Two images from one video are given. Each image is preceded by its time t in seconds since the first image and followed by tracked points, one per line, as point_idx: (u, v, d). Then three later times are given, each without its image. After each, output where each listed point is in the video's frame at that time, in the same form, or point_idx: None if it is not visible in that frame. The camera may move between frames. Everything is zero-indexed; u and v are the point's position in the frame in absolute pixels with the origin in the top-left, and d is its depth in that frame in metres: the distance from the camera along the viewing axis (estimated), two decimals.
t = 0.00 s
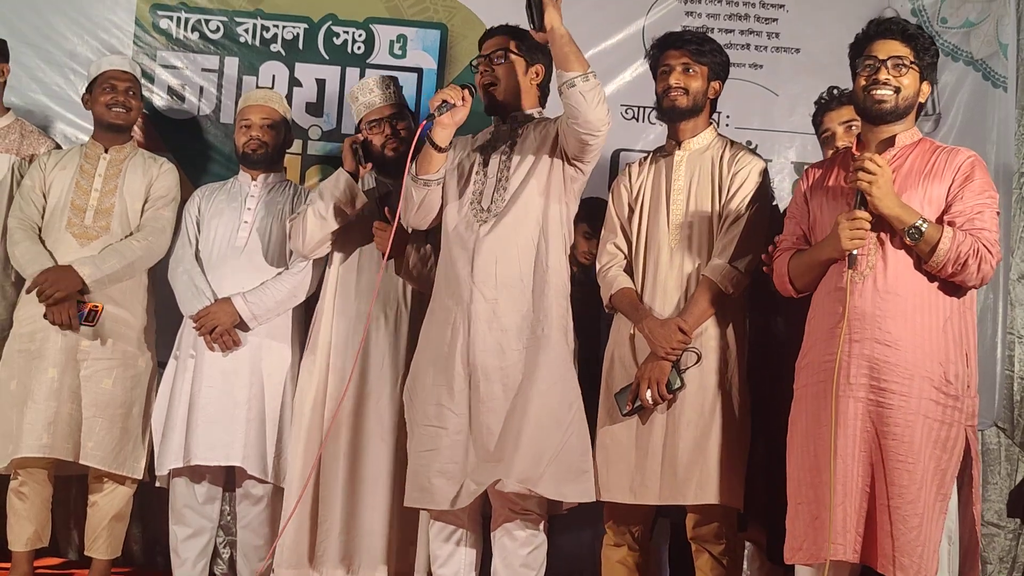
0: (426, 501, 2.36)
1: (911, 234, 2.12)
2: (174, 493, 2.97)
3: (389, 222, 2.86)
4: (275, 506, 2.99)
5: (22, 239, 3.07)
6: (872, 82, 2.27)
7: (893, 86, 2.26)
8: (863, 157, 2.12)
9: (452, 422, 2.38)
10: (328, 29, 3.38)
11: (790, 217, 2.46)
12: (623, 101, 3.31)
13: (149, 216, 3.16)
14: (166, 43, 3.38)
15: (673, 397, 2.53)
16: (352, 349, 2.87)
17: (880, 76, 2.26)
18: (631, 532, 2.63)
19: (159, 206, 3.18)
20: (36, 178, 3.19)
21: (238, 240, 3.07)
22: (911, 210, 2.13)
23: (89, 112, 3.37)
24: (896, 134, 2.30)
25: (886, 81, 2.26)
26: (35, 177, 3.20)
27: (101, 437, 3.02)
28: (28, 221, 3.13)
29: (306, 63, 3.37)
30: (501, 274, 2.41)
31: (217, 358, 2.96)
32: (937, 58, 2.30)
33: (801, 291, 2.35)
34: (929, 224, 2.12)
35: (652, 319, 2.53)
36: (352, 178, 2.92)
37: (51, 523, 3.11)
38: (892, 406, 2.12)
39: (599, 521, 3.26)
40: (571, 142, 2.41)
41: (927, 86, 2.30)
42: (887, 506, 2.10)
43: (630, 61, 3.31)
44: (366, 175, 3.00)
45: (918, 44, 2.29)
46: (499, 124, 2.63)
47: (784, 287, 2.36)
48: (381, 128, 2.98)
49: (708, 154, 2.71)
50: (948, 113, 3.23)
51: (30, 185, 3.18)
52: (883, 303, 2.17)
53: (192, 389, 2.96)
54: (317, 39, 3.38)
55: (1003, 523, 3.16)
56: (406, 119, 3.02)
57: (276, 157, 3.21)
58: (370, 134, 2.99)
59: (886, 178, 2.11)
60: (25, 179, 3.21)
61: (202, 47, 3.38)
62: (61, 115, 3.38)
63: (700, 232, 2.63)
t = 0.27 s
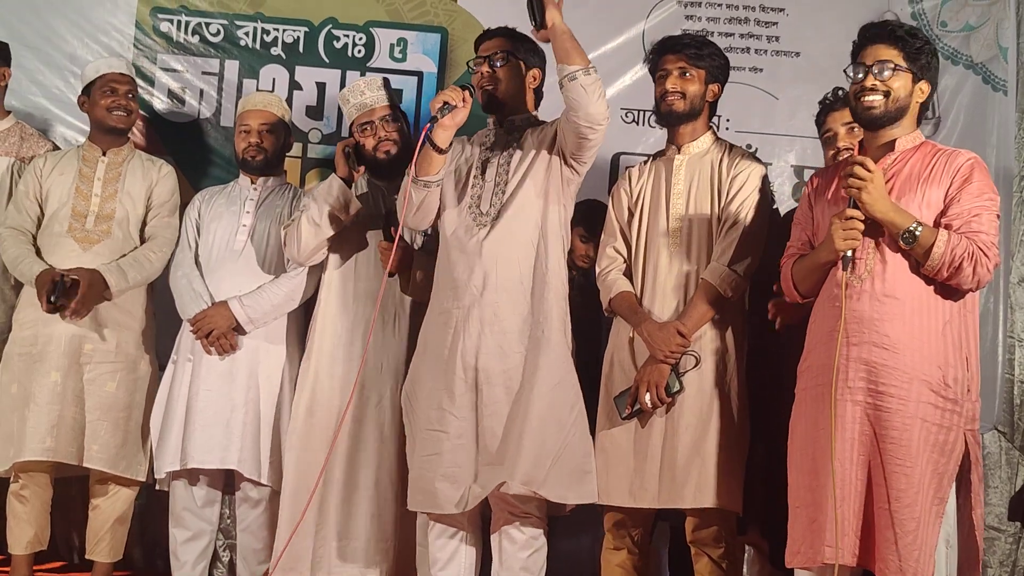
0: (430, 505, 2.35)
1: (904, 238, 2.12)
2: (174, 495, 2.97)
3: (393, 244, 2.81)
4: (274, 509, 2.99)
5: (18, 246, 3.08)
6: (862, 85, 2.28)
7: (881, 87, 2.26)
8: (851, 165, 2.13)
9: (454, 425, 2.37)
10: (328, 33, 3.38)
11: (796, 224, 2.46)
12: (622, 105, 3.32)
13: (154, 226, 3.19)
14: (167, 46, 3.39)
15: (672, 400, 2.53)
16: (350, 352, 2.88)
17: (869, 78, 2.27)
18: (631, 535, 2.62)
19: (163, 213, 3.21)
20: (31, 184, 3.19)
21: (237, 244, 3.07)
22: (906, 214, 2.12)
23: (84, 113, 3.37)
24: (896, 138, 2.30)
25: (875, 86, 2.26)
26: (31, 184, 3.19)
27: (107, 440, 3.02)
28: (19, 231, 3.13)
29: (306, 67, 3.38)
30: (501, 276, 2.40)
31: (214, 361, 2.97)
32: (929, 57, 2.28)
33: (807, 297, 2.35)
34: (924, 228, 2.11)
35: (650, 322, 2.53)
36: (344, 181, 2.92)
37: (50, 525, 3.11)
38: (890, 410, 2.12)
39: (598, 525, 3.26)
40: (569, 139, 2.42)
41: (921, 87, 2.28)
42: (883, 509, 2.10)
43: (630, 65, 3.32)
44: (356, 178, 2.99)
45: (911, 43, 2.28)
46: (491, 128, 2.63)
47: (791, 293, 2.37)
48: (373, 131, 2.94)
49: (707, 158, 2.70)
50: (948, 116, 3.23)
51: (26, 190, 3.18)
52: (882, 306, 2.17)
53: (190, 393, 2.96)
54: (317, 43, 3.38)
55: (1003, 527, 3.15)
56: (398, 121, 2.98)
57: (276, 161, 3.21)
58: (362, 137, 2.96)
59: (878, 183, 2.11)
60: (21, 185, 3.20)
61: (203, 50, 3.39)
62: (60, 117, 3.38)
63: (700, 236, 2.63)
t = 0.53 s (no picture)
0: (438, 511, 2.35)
1: (891, 242, 2.10)
2: (173, 499, 2.98)
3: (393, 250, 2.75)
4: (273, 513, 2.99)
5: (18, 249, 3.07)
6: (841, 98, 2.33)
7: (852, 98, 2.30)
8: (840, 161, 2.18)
9: (458, 431, 2.37)
10: (329, 36, 3.39)
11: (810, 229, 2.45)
12: (622, 109, 3.32)
13: (153, 231, 3.19)
14: (167, 50, 3.39)
15: (670, 405, 2.52)
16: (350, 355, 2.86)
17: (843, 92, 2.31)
18: (631, 539, 2.62)
19: (163, 218, 3.22)
20: (29, 189, 3.19)
21: (235, 246, 3.07)
22: (894, 215, 2.11)
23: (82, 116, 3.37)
24: (894, 142, 2.27)
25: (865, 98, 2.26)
26: (28, 189, 3.19)
27: (106, 445, 3.02)
28: (19, 235, 3.13)
29: (307, 70, 3.38)
30: (500, 280, 2.41)
31: (211, 364, 2.97)
32: (909, 55, 2.25)
33: (818, 299, 2.38)
34: (911, 230, 2.09)
35: (649, 326, 2.53)
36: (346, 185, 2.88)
37: (50, 528, 3.12)
38: (881, 411, 2.12)
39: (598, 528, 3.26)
40: (572, 144, 2.42)
41: (895, 89, 2.25)
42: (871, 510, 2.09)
43: (630, 69, 3.32)
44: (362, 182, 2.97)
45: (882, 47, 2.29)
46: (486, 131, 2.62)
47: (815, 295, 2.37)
48: (378, 134, 2.96)
49: (707, 163, 2.69)
50: (948, 120, 3.23)
51: (23, 194, 3.18)
52: (877, 308, 2.17)
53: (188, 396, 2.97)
54: (318, 47, 3.39)
55: (1003, 530, 3.15)
56: (404, 126, 2.98)
57: (275, 164, 3.22)
58: (368, 140, 2.97)
59: (868, 184, 2.12)
60: (17, 189, 3.20)
61: (203, 54, 3.39)
62: (61, 121, 3.39)
63: (701, 240, 2.63)
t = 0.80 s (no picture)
0: (427, 512, 2.35)
1: (884, 246, 2.11)
2: (172, 501, 2.97)
3: (387, 250, 2.76)
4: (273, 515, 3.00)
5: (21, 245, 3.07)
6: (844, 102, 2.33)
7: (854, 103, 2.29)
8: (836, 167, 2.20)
9: (449, 432, 2.37)
10: (329, 39, 3.39)
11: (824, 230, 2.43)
12: (623, 111, 3.32)
13: (150, 231, 3.20)
14: (168, 53, 3.39)
15: (668, 408, 2.52)
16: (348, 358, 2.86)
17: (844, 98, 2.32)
18: (631, 542, 2.61)
19: (160, 219, 3.22)
20: (27, 190, 3.20)
21: (234, 248, 3.07)
22: (887, 220, 2.12)
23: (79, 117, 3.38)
24: (895, 146, 2.27)
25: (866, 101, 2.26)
26: (26, 190, 3.20)
27: (101, 446, 3.02)
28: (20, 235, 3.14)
29: (307, 73, 3.38)
30: (495, 281, 2.40)
31: (213, 366, 2.96)
32: (906, 58, 2.23)
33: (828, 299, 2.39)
34: (904, 233, 2.10)
35: (646, 329, 2.52)
36: (345, 187, 2.87)
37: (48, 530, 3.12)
38: (872, 415, 2.13)
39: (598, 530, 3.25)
40: (571, 148, 2.43)
41: (894, 92, 2.24)
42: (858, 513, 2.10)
43: (631, 71, 3.32)
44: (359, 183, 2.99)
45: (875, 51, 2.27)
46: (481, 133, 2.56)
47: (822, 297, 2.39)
48: (380, 138, 2.96)
49: (707, 166, 2.68)
50: (948, 123, 3.23)
51: (21, 195, 3.19)
52: (873, 311, 2.18)
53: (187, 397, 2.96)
54: (319, 49, 3.39)
55: (1003, 533, 3.16)
56: (408, 131, 2.99)
57: (274, 165, 3.23)
58: (369, 143, 2.97)
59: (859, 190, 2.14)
60: (15, 190, 3.21)
61: (204, 56, 3.39)
62: (60, 123, 3.40)
63: (702, 241, 2.62)
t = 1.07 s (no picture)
0: (420, 514, 2.34)
1: (880, 251, 2.12)
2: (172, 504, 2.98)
3: (378, 251, 2.83)
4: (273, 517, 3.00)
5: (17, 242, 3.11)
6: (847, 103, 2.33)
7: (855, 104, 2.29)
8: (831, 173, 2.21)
9: (441, 432, 2.36)
10: (330, 41, 3.39)
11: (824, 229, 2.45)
12: (623, 112, 3.32)
13: (146, 229, 3.18)
14: (168, 55, 3.40)
15: (669, 410, 2.52)
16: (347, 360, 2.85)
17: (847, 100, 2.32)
18: (631, 545, 2.61)
19: (155, 216, 3.20)
20: (27, 191, 3.23)
21: (236, 251, 3.08)
22: (884, 223, 2.13)
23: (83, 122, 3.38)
24: (895, 148, 2.27)
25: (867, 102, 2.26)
26: (27, 191, 3.24)
27: (93, 446, 3.02)
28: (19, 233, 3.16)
29: (307, 75, 3.39)
30: (491, 283, 2.41)
31: (215, 368, 2.97)
32: (907, 59, 2.23)
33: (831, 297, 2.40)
34: (901, 237, 2.10)
35: (647, 331, 2.52)
36: (341, 189, 2.86)
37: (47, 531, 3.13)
38: (872, 420, 2.13)
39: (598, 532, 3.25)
40: (567, 153, 2.45)
41: (896, 94, 2.24)
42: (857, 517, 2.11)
43: (631, 73, 3.32)
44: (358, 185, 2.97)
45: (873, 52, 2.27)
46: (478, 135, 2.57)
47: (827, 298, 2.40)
48: (378, 141, 3.01)
49: (705, 166, 2.69)
50: (948, 125, 3.23)
51: (21, 196, 3.22)
52: (874, 316, 2.18)
53: (188, 399, 2.97)
54: (319, 51, 3.39)
55: (1003, 535, 3.16)
56: (406, 134, 3.04)
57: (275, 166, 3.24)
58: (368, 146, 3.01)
59: (857, 192, 2.15)
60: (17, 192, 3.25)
61: (205, 58, 3.40)
62: (61, 126, 3.39)
63: (702, 244, 2.62)
